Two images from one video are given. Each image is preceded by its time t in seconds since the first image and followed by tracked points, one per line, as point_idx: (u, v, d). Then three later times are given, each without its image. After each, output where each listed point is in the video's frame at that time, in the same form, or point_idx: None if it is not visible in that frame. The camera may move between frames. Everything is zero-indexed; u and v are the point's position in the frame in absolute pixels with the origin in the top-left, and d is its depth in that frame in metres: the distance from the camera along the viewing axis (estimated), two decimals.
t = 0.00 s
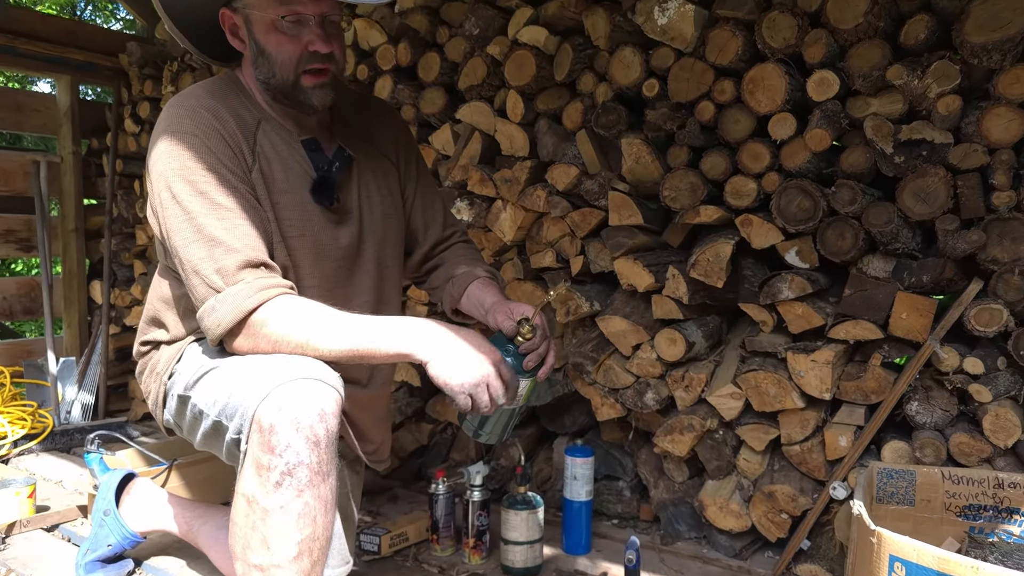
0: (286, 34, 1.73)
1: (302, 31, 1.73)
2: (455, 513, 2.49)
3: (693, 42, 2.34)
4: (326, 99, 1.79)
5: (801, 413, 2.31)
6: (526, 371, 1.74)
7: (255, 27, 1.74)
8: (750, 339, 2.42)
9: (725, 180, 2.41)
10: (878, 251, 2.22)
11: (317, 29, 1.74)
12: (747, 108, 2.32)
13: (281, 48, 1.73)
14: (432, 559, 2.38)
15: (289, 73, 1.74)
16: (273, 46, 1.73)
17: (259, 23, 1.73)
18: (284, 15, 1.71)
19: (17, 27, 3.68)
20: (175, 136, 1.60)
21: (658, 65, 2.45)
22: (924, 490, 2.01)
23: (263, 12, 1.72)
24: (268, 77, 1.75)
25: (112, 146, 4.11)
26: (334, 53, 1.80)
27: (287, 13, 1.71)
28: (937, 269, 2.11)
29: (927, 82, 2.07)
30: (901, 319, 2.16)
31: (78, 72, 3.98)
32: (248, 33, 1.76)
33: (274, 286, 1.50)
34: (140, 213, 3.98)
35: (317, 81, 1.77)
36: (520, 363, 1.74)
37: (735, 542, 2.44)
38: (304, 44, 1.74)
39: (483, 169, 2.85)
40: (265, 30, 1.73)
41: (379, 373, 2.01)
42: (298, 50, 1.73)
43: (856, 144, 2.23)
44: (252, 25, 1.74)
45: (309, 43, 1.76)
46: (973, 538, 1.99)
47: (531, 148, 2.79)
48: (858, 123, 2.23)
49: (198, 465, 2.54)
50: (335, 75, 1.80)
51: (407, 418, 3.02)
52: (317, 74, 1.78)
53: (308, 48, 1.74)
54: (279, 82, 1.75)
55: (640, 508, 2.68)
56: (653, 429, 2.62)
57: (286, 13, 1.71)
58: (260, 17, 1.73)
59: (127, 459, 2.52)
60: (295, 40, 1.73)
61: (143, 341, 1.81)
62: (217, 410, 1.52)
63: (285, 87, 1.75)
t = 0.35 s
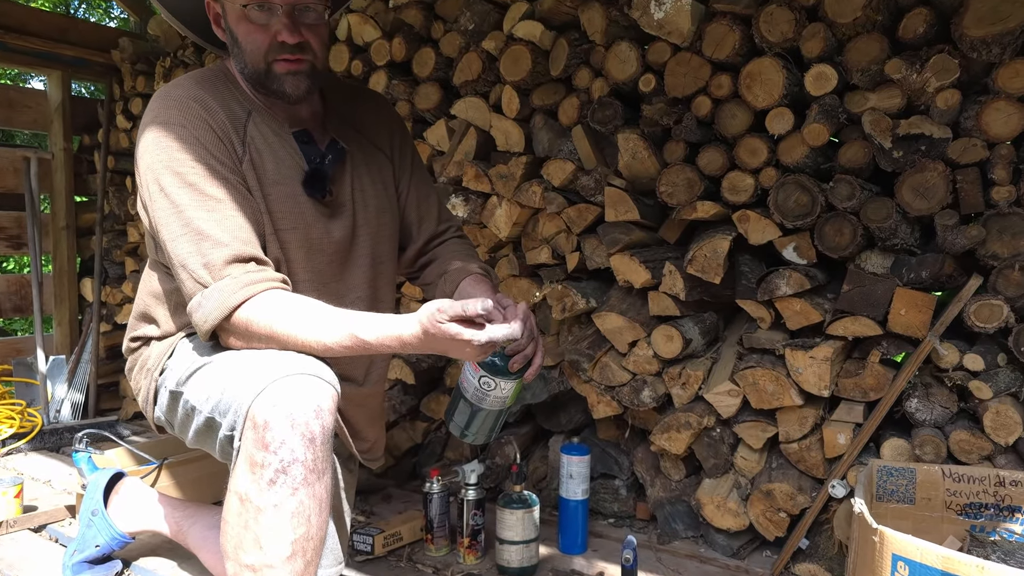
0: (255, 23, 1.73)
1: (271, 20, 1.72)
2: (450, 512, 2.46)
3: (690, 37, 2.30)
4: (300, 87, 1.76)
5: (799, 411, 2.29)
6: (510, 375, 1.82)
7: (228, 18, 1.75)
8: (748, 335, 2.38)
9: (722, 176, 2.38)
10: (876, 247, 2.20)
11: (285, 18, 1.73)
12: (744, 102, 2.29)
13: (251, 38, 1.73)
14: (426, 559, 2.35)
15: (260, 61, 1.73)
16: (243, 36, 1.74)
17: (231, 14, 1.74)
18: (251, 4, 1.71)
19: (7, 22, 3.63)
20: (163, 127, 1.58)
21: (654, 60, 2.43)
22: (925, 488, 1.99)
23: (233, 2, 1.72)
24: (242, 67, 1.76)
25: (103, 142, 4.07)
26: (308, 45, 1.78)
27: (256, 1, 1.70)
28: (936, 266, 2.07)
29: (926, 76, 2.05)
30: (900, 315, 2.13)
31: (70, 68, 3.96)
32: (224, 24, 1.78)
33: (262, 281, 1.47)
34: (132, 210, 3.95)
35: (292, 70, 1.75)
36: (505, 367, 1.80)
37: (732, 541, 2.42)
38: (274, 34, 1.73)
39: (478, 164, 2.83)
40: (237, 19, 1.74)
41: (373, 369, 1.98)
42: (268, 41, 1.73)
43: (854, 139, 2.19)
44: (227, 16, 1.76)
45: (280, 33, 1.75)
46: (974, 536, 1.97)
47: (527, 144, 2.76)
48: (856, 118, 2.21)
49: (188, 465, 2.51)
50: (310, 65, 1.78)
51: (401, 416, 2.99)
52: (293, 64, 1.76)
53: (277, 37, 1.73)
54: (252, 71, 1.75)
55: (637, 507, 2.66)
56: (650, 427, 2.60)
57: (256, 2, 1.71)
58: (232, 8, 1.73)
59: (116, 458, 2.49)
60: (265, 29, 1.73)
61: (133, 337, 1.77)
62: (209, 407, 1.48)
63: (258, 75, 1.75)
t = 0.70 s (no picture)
0: (262, 22, 1.74)
1: (277, 19, 1.73)
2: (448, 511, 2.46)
3: (687, 37, 2.31)
4: (303, 86, 1.77)
5: (797, 409, 2.30)
6: (532, 343, 1.78)
7: (233, 15, 1.75)
8: (744, 334, 2.39)
9: (719, 175, 2.39)
10: (873, 246, 2.21)
11: (290, 18, 1.74)
12: (741, 102, 2.30)
13: (257, 36, 1.74)
14: (425, 557, 2.36)
15: (264, 61, 1.74)
16: (248, 34, 1.74)
17: (237, 12, 1.75)
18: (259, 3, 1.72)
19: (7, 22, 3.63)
20: (166, 125, 1.57)
21: (652, 60, 2.43)
22: (921, 485, 2.01)
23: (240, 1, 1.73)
24: (245, 64, 1.77)
25: (101, 141, 4.07)
26: (313, 44, 1.79)
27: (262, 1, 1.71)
28: (932, 264, 2.08)
29: (921, 75, 2.07)
30: (896, 313, 2.15)
31: (68, 68, 3.95)
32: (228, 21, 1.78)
33: (269, 279, 1.47)
34: (130, 210, 3.95)
35: (297, 69, 1.76)
36: (529, 336, 1.78)
37: (730, 539, 2.43)
38: (279, 33, 1.74)
39: (476, 164, 2.83)
40: (243, 18, 1.74)
41: (372, 368, 1.98)
42: (273, 39, 1.74)
43: (850, 138, 2.21)
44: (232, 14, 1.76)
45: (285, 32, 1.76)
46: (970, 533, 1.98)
47: (524, 143, 2.77)
48: (852, 118, 2.22)
49: (185, 464, 2.50)
50: (314, 64, 1.79)
51: (399, 415, 3.00)
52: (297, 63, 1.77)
53: (282, 37, 1.74)
54: (256, 69, 1.75)
55: (635, 505, 2.67)
56: (647, 426, 2.60)
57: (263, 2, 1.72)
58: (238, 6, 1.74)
59: (115, 457, 2.48)
60: (270, 29, 1.74)
61: (134, 334, 1.77)
62: (209, 405, 1.49)
63: (261, 74, 1.75)
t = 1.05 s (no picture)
0: (295, 31, 1.71)
1: (311, 28, 1.72)
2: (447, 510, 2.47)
3: (683, 40, 2.33)
4: (331, 94, 1.78)
5: (794, 409, 2.31)
6: (520, 272, 1.80)
7: (262, 22, 1.71)
8: (741, 334, 2.42)
9: (716, 176, 2.41)
10: (869, 247, 2.22)
11: (327, 28, 1.73)
12: (737, 104, 2.32)
13: (289, 44, 1.71)
14: (424, 557, 2.37)
15: (296, 69, 1.72)
16: (280, 42, 1.71)
17: (267, 20, 1.71)
18: (295, 13, 1.69)
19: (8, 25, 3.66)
20: (170, 129, 1.58)
21: (649, 62, 2.44)
22: (917, 485, 2.02)
23: (271, 9, 1.70)
24: (272, 73, 1.73)
25: (102, 143, 4.09)
26: (341, 52, 1.79)
27: (299, 11, 1.69)
28: (928, 265, 2.10)
29: (916, 78, 2.08)
30: (892, 314, 2.16)
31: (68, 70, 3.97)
32: (254, 29, 1.74)
33: (270, 282, 1.48)
34: (130, 212, 3.97)
35: (324, 77, 1.76)
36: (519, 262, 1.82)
37: (727, 538, 2.44)
38: (313, 42, 1.73)
39: (474, 165, 2.85)
40: (273, 27, 1.71)
41: (372, 369, 1.99)
42: (307, 47, 1.72)
43: (846, 140, 2.22)
44: (259, 21, 1.72)
45: (318, 41, 1.75)
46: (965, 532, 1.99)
47: (522, 145, 2.78)
48: (847, 120, 2.24)
49: (186, 464, 2.52)
50: (339, 72, 1.80)
51: (398, 415, 3.01)
52: (323, 72, 1.78)
53: (316, 45, 1.74)
54: (285, 78, 1.73)
55: (633, 504, 2.68)
56: (645, 425, 2.62)
57: (297, 11, 1.69)
58: (269, 14, 1.70)
59: (117, 457, 2.49)
60: (304, 37, 1.72)
61: (137, 335, 1.79)
62: (212, 406, 1.50)
63: (290, 83, 1.73)
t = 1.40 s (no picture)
0: (301, 35, 1.71)
1: (316, 32, 1.72)
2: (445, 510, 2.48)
3: (681, 41, 2.33)
4: (334, 99, 1.79)
5: (791, 409, 2.32)
6: (517, 268, 1.80)
7: (267, 26, 1.71)
8: (738, 335, 2.43)
9: (714, 177, 2.41)
10: (866, 247, 2.23)
11: (331, 31, 1.73)
12: (735, 105, 2.32)
13: (294, 48, 1.71)
14: (423, 556, 2.38)
15: (301, 73, 1.72)
16: (285, 46, 1.72)
17: (272, 24, 1.71)
18: (300, 17, 1.69)
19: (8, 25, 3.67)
20: (174, 130, 1.59)
21: (646, 63, 2.45)
22: (914, 485, 2.03)
23: (277, 12, 1.70)
24: (277, 75, 1.74)
25: (102, 143, 4.09)
26: (345, 56, 1.79)
27: (304, 15, 1.69)
28: (925, 266, 2.10)
29: (913, 79, 2.09)
30: (889, 314, 2.16)
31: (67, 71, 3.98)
32: (259, 32, 1.74)
33: (273, 282, 1.48)
34: (129, 211, 3.98)
35: (329, 81, 1.77)
36: (516, 258, 1.82)
37: (725, 538, 2.45)
38: (319, 46, 1.73)
39: (472, 166, 2.85)
40: (278, 31, 1.71)
41: (372, 370, 1.99)
42: (312, 51, 1.73)
43: (843, 141, 2.23)
44: (265, 25, 1.72)
45: (323, 45, 1.75)
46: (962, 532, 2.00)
47: (520, 145, 2.78)
48: (845, 121, 2.24)
49: (185, 463, 2.52)
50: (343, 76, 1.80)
51: (397, 415, 3.02)
52: (328, 76, 1.78)
53: (321, 50, 1.74)
54: (290, 81, 1.73)
55: (630, 504, 2.69)
56: (642, 425, 2.63)
57: (302, 14, 1.69)
58: (274, 17, 1.71)
59: (116, 456, 2.50)
60: (309, 42, 1.72)
61: (138, 334, 1.80)
62: (213, 404, 1.50)
63: (295, 87, 1.74)
